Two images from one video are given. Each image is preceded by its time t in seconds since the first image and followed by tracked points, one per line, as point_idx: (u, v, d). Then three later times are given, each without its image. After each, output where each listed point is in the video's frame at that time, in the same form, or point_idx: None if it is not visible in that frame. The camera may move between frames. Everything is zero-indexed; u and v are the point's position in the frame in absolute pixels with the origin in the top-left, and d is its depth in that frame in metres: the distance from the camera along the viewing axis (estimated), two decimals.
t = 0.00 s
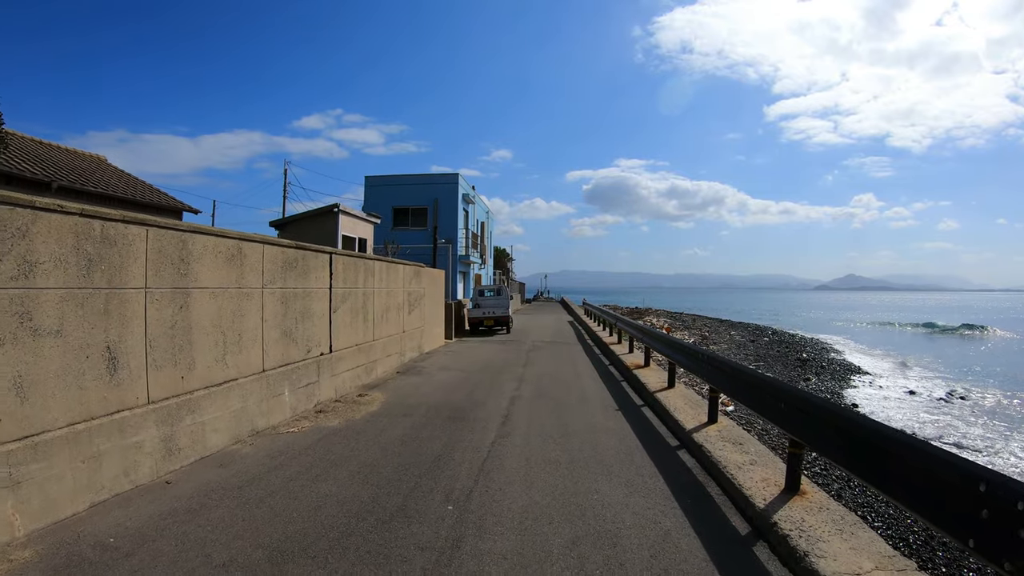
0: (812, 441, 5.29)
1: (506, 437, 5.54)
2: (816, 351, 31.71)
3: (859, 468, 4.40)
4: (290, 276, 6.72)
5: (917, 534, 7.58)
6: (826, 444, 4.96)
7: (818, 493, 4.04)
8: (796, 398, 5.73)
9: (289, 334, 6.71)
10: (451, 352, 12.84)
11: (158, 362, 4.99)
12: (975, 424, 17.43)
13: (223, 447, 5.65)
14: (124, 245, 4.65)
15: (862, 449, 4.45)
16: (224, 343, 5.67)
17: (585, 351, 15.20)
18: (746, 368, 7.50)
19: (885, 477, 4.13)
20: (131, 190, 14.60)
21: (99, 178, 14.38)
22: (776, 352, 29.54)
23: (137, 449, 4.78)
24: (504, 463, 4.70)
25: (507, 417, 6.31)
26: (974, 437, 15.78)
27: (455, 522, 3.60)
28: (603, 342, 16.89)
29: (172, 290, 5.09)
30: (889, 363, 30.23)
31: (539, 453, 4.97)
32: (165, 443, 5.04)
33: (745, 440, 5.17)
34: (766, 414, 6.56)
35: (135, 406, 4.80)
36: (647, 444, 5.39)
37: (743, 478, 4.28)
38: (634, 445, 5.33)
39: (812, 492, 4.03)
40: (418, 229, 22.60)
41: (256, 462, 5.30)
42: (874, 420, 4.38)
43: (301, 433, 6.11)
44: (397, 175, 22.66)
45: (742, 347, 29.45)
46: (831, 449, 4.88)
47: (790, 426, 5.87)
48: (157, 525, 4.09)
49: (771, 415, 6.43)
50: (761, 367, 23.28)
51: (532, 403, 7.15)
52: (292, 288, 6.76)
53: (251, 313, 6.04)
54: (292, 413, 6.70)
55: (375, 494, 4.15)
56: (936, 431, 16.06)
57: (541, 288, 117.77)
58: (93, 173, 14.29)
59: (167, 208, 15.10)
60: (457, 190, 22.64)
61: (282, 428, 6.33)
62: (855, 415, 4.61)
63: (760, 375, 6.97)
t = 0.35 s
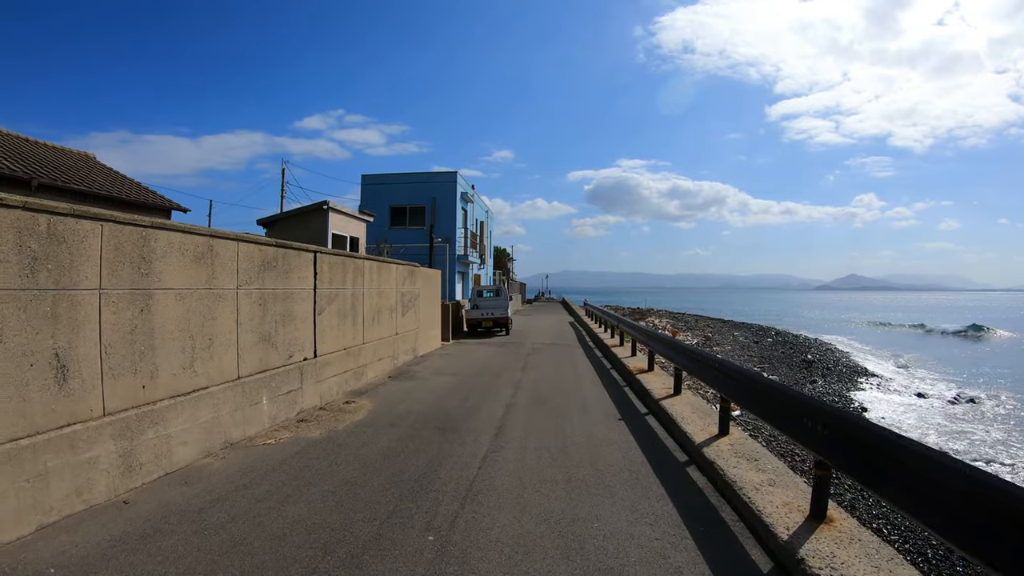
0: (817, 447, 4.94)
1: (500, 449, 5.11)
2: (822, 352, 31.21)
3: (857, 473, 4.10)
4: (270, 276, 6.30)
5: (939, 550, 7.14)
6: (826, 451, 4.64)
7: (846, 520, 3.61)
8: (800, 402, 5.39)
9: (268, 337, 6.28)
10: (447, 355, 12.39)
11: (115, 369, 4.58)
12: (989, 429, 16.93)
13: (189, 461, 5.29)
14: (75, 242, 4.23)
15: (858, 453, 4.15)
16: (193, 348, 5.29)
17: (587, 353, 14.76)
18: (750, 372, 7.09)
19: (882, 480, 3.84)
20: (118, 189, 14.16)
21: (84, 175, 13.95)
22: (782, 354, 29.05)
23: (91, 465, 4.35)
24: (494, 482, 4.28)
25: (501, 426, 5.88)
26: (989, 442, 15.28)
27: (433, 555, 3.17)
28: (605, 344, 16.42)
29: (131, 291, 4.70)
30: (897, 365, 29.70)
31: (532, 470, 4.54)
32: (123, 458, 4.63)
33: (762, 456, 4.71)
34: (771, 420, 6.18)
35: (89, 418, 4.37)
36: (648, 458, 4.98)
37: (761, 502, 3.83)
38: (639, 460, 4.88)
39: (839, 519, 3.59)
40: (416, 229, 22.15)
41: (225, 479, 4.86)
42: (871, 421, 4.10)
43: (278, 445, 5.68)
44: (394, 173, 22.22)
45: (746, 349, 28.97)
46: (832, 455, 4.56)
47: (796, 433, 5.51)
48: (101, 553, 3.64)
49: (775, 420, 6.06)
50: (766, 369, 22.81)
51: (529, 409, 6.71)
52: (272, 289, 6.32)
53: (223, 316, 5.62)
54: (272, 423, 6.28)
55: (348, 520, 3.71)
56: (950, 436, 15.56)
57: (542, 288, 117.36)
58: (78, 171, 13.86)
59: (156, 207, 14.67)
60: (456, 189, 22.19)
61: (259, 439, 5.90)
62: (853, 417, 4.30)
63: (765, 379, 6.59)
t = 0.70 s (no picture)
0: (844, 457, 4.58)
1: (494, 462, 4.65)
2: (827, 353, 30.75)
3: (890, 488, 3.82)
4: (247, 272, 5.84)
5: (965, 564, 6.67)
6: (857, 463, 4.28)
7: (888, 550, 3.14)
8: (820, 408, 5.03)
9: (244, 339, 5.84)
10: (444, 355, 11.92)
11: (67, 373, 4.13)
12: (1003, 432, 16.47)
13: (151, 473, 4.85)
14: (19, 232, 3.78)
15: (892, 467, 3.81)
16: (157, 351, 4.87)
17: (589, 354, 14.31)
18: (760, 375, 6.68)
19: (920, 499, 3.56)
20: (104, 184, 13.70)
21: (69, 170, 13.50)
22: (786, 354, 28.61)
23: (38, 480, 3.89)
24: (486, 503, 3.81)
25: (497, 435, 5.41)
26: (1004, 445, 14.83)
27: None
28: (607, 345, 15.97)
29: (85, 287, 4.24)
30: (903, 366, 29.23)
31: (529, 488, 4.08)
32: (75, 472, 4.18)
33: (784, 472, 4.24)
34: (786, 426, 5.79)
35: (36, 428, 3.91)
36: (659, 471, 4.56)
37: (789, 527, 3.37)
38: (649, 476, 4.41)
39: (881, 549, 3.13)
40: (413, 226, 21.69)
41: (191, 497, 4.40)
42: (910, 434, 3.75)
43: (252, 457, 5.26)
44: (391, 169, 21.75)
45: (750, 350, 28.54)
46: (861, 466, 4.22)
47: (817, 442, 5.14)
48: None
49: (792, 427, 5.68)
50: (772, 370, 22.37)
51: (527, 415, 6.24)
52: (248, 286, 5.87)
53: (191, 316, 5.19)
54: (247, 431, 5.86)
55: (320, 550, 3.25)
56: (963, 439, 15.11)
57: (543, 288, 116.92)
58: (62, 166, 13.40)
59: (144, 203, 14.21)
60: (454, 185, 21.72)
61: (232, 450, 5.51)
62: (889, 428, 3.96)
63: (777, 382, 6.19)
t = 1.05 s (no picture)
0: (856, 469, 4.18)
1: (486, 483, 4.23)
2: (832, 354, 30.28)
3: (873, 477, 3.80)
4: (222, 273, 5.43)
5: None
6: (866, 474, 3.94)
7: None
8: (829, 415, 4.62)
9: (218, 345, 5.43)
10: (440, 359, 11.50)
11: (12, 384, 3.71)
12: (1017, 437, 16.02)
13: (113, 492, 4.44)
14: None
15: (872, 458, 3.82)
16: (117, 360, 4.47)
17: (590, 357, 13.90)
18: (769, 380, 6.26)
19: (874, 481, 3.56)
20: (90, 182, 13.28)
21: (54, 166, 13.07)
22: (792, 356, 28.15)
23: None
24: (476, 535, 3.39)
25: (491, 450, 4.99)
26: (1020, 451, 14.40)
27: None
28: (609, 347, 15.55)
29: (32, 290, 3.82)
30: (910, 368, 28.76)
31: (524, 515, 3.66)
32: (22, 494, 3.76)
33: (810, 497, 3.81)
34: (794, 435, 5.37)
35: None
36: (670, 494, 4.12)
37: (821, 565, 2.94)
38: (658, 499, 3.98)
39: None
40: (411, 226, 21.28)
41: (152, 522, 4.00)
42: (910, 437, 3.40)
43: (224, 475, 4.86)
44: (388, 167, 21.33)
45: (754, 351, 28.08)
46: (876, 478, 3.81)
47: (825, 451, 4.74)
48: None
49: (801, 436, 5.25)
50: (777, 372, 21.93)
51: (525, 425, 5.81)
52: (224, 288, 5.46)
53: (157, 321, 4.80)
54: (222, 445, 5.46)
55: None
56: (977, 445, 14.66)
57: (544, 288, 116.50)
58: (47, 163, 12.98)
59: (132, 201, 13.80)
60: (453, 184, 21.28)
61: (204, 466, 5.12)
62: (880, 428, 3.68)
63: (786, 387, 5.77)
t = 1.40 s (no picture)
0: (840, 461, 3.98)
1: (476, 505, 3.79)
2: (839, 356, 29.78)
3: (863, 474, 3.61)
4: (192, 271, 5.03)
5: None
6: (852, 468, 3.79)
7: None
8: (814, 407, 4.42)
9: (188, 349, 5.02)
10: (437, 362, 11.07)
11: None
12: None
13: (67, 512, 4.02)
14: None
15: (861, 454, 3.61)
16: (70, 366, 4.04)
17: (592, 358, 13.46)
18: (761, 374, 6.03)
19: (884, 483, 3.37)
20: (77, 178, 12.89)
21: (41, 162, 12.70)
22: (798, 357, 27.67)
23: None
24: (461, 572, 2.94)
25: (483, 465, 4.56)
26: None
27: None
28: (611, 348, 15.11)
29: None
30: (919, 370, 28.24)
31: (518, 546, 3.23)
32: None
33: (841, 526, 3.37)
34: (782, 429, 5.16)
35: None
36: (684, 522, 3.64)
37: None
38: (670, 526, 3.54)
39: None
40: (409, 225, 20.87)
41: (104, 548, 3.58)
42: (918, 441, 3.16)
43: (190, 492, 4.45)
44: (386, 165, 20.93)
45: (760, 352, 27.58)
46: (864, 475, 3.61)
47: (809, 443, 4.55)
48: None
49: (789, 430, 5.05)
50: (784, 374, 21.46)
51: (522, 435, 5.38)
52: (194, 288, 5.05)
53: (117, 323, 4.39)
54: (192, 456, 5.05)
55: None
56: (994, 450, 14.18)
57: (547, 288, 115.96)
58: (32, 158, 12.59)
59: (120, 198, 13.40)
60: (453, 181, 20.86)
61: (170, 481, 4.71)
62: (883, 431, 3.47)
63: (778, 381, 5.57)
